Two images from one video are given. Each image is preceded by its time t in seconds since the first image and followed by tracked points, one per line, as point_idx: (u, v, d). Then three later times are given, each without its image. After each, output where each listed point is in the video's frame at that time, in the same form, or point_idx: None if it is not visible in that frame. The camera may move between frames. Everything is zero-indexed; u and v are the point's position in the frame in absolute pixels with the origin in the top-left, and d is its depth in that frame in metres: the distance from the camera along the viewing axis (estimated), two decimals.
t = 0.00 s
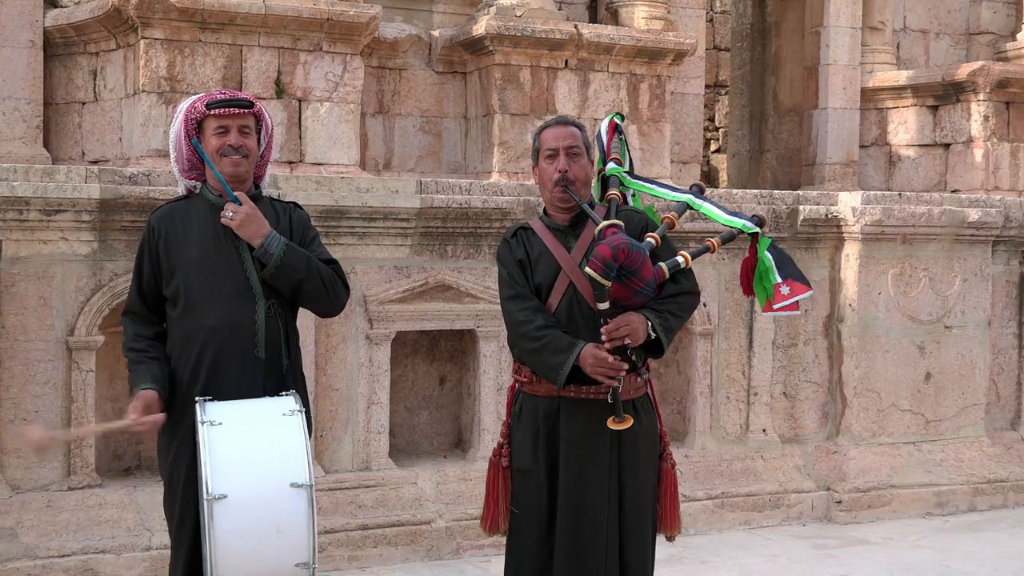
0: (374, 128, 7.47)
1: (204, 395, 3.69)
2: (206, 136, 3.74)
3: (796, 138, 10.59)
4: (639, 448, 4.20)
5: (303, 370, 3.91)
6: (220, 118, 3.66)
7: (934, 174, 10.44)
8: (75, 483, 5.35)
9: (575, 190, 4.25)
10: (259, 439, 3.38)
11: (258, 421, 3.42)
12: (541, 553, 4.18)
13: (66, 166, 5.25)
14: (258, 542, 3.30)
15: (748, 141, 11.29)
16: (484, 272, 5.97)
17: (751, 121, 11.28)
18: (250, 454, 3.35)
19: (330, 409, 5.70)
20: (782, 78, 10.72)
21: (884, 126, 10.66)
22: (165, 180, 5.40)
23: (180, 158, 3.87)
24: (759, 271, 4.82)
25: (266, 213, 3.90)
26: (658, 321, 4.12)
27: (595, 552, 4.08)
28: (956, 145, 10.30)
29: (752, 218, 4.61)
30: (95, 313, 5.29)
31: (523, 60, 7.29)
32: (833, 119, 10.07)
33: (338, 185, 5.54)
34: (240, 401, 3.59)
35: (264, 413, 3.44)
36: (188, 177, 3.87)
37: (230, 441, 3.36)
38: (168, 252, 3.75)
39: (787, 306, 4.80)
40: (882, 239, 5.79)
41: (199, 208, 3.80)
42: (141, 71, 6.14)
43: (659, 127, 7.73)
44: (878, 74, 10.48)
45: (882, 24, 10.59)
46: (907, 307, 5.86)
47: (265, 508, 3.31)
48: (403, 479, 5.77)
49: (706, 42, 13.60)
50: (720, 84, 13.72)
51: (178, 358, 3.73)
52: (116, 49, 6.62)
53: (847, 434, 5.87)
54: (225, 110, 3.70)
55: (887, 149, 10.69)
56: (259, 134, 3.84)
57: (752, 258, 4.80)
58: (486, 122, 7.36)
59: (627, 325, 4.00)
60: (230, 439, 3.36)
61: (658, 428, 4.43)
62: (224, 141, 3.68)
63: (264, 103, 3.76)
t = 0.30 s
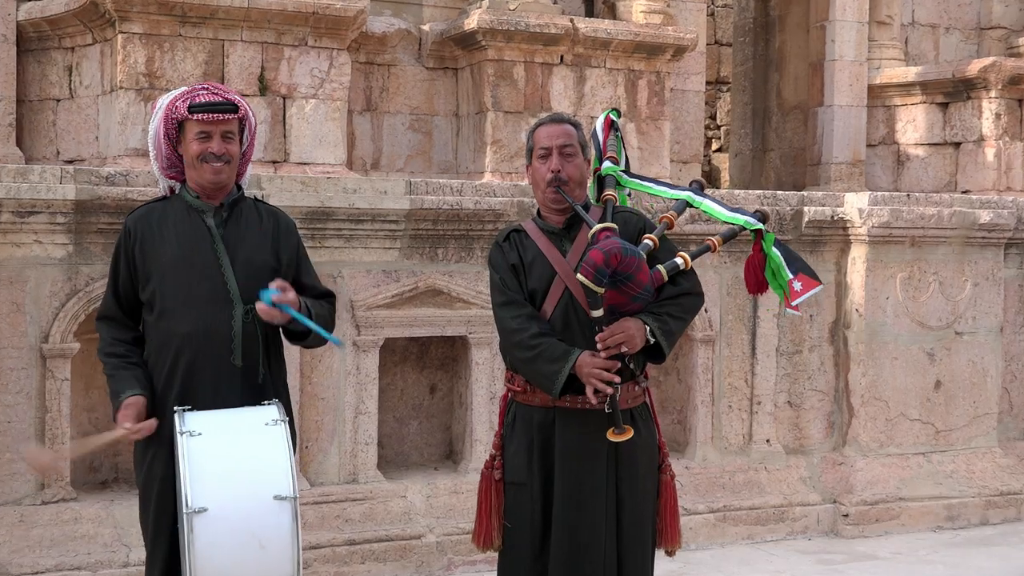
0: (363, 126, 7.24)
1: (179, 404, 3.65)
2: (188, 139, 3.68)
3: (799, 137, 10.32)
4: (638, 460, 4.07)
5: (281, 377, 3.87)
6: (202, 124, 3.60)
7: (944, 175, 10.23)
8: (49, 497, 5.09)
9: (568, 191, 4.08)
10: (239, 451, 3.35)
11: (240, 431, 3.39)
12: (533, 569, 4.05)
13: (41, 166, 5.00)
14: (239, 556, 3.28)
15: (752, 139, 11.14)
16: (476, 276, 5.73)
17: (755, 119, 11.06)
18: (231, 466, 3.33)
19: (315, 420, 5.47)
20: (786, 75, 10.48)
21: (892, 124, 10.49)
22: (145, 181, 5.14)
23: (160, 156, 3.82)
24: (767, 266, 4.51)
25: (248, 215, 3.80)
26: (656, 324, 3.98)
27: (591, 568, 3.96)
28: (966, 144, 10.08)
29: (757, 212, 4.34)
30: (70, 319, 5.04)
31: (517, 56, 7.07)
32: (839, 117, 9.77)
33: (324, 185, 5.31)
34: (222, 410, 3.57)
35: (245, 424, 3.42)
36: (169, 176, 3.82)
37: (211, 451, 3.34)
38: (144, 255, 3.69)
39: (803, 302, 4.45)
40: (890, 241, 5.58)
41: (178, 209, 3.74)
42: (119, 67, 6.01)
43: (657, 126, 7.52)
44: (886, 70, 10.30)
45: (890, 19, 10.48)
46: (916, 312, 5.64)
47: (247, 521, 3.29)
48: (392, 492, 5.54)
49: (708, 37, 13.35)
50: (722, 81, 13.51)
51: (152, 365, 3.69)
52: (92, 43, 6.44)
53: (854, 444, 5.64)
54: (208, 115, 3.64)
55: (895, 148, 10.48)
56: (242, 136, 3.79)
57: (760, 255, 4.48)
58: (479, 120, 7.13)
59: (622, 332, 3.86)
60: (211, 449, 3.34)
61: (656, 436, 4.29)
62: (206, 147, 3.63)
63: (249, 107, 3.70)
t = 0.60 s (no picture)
0: (349, 124, 7.01)
1: (159, 412, 3.61)
2: (173, 136, 3.67)
3: (804, 136, 10.06)
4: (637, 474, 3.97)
5: (261, 387, 3.83)
6: (190, 122, 3.60)
7: (954, 176, 10.04)
8: (22, 512, 4.83)
9: (562, 191, 3.95)
10: (220, 462, 3.27)
11: (220, 442, 3.31)
12: None
13: (12, 167, 4.77)
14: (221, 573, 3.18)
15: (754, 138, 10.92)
16: (468, 280, 5.50)
17: (757, 118, 10.83)
18: (211, 479, 3.24)
19: (299, 430, 5.24)
20: (790, 71, 10.26)
21: (900, 122, 10.24)
22: (122, 182, 4.89)
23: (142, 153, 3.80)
24: (766, 268, 4.39)
25: (233, 218, 3.79)
26: (654, 331, 3.85)
27: None
28: (977, 143, 9.87)
29: (757, 214, 4.19)
30: (44, 326, 4.79)
31: (510, 51, 6.85)
32: (845, 115, 9.58)
33: (309, 186, 5.10)
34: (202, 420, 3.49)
35: (225, 435, 3.33)
36: (150, 174, 3.81)
37: (191, 464, 3.25)
38: (124, 256, 3.65)
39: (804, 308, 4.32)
40: (898, 245, 5.37)
41: (159, 210, 3.71)
42: (95, 63, 5.84)
43: (657, 124, 7.29)
44: (895, 67, 10.02)
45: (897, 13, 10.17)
46: (926, 319, 5.43)
47: (229, 536, 3.19)
48: (380, 506, 5.31)
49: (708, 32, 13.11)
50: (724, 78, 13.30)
51: (131, 369, 3.66)
52: (67, 37, 6.23)
53: (861, 455, 5.43)
54: (195, 113, 3.65)
55: (904, 148, 10.26)
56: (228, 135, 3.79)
57: (759, 258, 4.36)
58: (471, 118, 6.91)
59: (619, 339, 3.71)
60: (190, 462, 3.25)
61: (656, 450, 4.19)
62: (192, 145, 3.63)
63: (235, 107, 3.71)
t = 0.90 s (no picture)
0: (334, 122, 6.78)
1: (139, 423, 3.52)
2: (147, 136, 3.60)
3: (807, 134, 9.86)
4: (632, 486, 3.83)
5: (245, 396, 3.76)
6: (164, 120, 3.53)
7: (963, 175, 9.87)
8: None
9: (558, 187, 3.82)
10: (200, 475, 3.22)
11: (199, 455, 3.26)
12: None
13: None
14: None
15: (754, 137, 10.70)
16: (457, 285, 5.28)
17: (757, 116, 10.59)
18: (191, 493, 3.19)
19: (281, 442, 5.03)
20: (791, 67, 10.05)
21: (907, 121, 10.07)
22: (96, 183, 4.68)
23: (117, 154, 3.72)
24: (765, 280, 4.28)
25: (213, 219, 3.71)
26: (649, 342, 3.71)
27: None
28: (987, 142, 9.68)
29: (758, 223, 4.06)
30: (14, 333, 4.57)
31: (501, 46, 6.65)
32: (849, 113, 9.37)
33: (291, 187, 4.89)
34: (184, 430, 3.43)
35: (204, 447, 3.28)
36: (126, 176, 3.73)
37: (168, 477, 3.20)
38: (100, 263, 3.56)
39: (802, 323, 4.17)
40: (904, 248, 5.16)
41: (136, 214, 3.62)
42: (68, 59, 5.64)
43: (653, 123, 7.08)
44: (900, 63, 9.91)
45: (903, 8, 10.05)
46: (932, 325, 5.24)
47: (207, 550, 3.14)
48: (365, 521, 5.10)
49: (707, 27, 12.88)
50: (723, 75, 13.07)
51: (109, 380, 3.56)
52: (39, 32, 6.01)
53: (866, 466, 5.20)
54: (169, 111, 3.57)
55: (910, 147, 10.07)
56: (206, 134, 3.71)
57: (758, 267, 4.25)
58: (460, 116, 6.69)
59: (615, 346, 3.60)
60: (168, 475, 3.20)
61: (652, 461, 4.06)
62: (168, 144, 3.55)
63: (211, 104, 3.64)
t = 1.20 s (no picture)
0: (317, 121, 6.55)
1: (111, 436, 3.31)
2: (119, 137, 3.39)
3: (809, 134, 9.61)
4: (630, 498, 3.67)
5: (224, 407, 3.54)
6: (136, 120, 3.32)
7: (971, 176, 9.58)
8: None
9: (553, 189, 3.67)
10: (177, 488, 3.05)
11: (177, 467, 3.09)
12: None
13: None
14: None
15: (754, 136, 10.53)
16: (445, 290, 5.07)
17: (759, 115, 10.37)
18: (168, 507, 3.02)
19: (262, 454, 4.82)
20: (793, 63, 9.84)
21: (912, 119, 9.74)
22: (69, 184, 4.48)
23: (89, 155, 3.52)
24: (766, 289, 4.13)
25: (191, 221, 3.51)
26: (648, 350, 3.54)
27: None
28: (996, 142, 9.39)
29: (761, 230, 3.90)
30: None
31: (492, 42, 6.43)
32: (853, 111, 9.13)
33: (273, 188, 4.72)
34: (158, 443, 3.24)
35: (182, 458, 3.11)
36: (99, 178, 3.52)
37: (145, 490, 3.03)
38: (70, 266, 3.36)
39: (802, 334, 4.06)
40: (911, 252, 4.98)
41: (109, 214, 3.42)
42: (40, 54, 5.42)
43: (649, 121, 6.85)
44: (906, 60, 9.50)
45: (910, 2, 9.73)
46: (941, 331, 5.05)
47: (186, 567, 2.98)
48: (350, 536, 4.88)
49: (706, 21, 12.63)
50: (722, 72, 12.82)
51: (79, 390, 3.35)
52: (10, 27, 5.80)
53: (872, 479, 5.04)
54: (142, 110, 3.37)
55: (916, 146, 9.79)
56: (182, 132, 3.50)
57: (759, 276, 4.09)
58: (449, 114, 6.47)
59: (611, 354, 3.43)
60: (144, 488, 3.03)
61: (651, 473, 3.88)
62: (141, 144, 3.35)
63: (186, 101, 3.43)
